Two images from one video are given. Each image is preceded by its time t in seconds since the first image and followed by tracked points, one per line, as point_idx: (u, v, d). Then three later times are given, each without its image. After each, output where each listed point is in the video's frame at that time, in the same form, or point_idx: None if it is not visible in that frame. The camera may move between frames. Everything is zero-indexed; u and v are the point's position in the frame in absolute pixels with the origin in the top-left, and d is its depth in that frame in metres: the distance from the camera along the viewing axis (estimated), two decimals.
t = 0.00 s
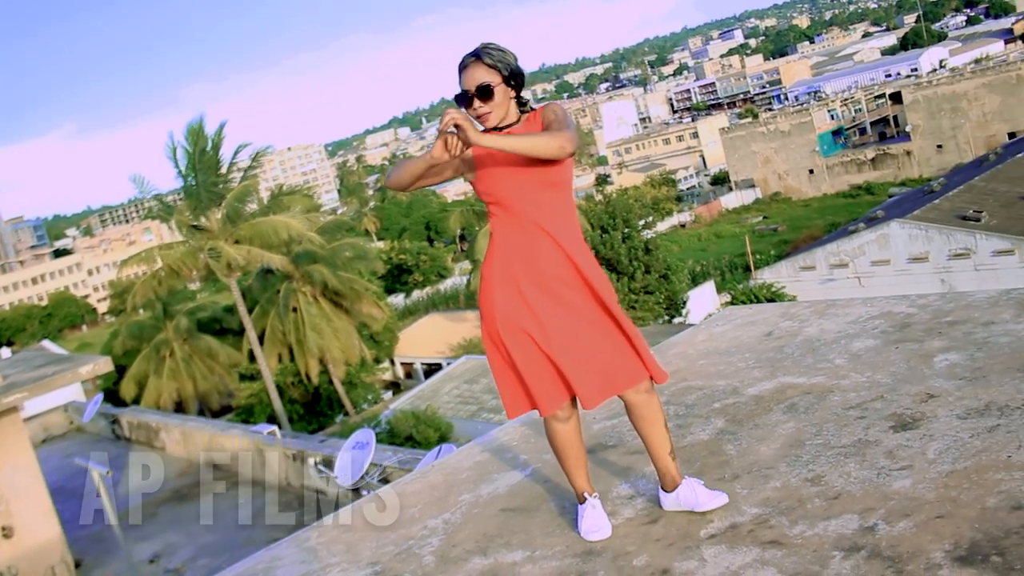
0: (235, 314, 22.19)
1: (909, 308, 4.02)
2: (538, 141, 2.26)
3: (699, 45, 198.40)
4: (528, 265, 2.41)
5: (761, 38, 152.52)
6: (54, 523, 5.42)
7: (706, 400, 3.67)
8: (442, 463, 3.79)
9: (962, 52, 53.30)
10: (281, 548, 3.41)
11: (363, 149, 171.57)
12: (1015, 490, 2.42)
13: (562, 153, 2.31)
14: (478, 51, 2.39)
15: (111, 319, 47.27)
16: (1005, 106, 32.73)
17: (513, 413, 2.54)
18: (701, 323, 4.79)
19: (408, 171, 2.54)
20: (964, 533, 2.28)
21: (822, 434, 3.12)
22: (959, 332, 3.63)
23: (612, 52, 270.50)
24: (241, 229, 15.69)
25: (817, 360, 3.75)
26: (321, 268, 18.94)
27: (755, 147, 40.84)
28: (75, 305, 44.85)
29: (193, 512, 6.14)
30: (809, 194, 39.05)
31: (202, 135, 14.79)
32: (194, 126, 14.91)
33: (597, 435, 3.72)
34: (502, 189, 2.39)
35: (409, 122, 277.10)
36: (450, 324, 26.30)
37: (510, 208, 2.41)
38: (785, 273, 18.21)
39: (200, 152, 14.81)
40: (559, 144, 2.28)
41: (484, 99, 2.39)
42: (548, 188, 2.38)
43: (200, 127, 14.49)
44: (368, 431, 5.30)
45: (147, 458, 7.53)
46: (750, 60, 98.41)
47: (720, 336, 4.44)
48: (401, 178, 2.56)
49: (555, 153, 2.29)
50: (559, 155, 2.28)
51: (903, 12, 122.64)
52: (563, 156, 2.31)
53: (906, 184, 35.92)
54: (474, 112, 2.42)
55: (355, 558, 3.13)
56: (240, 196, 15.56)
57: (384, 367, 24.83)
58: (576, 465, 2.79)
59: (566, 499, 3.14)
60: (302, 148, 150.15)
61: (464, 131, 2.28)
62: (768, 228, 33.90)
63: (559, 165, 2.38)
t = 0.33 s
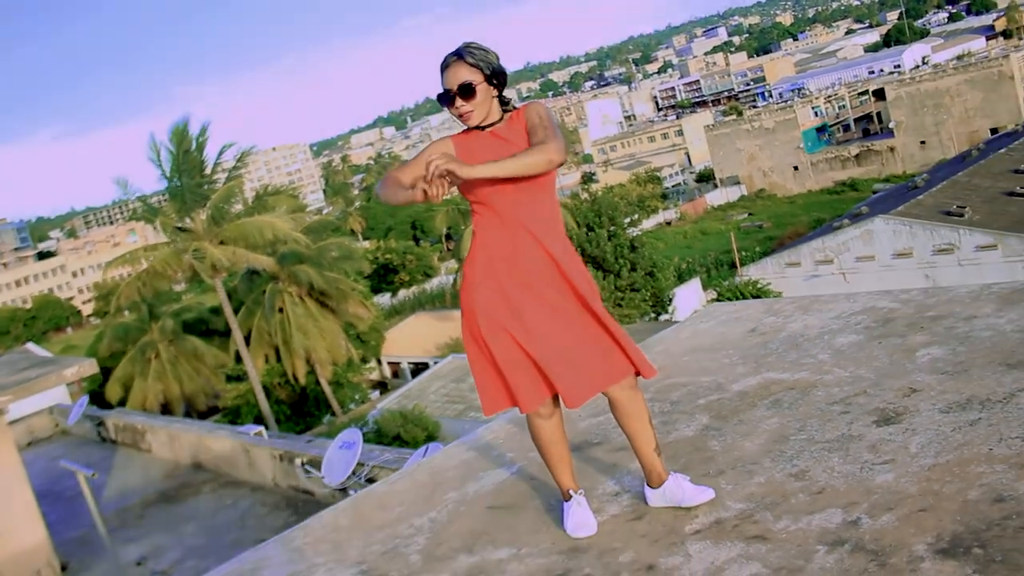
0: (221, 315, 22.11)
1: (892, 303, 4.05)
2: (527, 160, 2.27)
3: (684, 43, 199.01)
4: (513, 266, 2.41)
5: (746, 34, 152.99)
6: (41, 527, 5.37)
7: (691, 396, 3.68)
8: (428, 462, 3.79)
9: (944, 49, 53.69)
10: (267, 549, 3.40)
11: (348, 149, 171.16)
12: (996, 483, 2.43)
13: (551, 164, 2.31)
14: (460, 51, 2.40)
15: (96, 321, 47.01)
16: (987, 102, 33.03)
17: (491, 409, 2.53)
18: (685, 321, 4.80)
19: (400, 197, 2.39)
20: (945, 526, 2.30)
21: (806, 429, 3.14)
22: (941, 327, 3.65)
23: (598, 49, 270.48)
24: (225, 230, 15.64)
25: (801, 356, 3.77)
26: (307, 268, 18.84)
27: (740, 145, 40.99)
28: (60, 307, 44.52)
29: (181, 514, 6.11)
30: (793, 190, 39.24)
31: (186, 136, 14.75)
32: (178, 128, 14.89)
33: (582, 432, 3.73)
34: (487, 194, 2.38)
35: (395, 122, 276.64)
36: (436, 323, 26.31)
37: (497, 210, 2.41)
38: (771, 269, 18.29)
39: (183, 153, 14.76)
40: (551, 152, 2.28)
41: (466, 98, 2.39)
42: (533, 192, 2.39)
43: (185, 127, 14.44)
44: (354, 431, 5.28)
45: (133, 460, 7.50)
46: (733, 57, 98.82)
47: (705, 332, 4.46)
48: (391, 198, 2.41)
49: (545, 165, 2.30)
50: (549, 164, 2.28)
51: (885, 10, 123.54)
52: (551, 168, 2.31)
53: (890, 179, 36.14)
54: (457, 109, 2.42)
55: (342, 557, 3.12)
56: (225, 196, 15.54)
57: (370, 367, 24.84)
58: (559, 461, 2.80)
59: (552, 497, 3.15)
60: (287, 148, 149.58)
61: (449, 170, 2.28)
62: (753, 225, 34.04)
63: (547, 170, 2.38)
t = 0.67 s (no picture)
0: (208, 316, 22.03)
1: (877, 300, 4.07)
2: (513, 170, 2.30)
3: (669, 41, 199.45)
4: (496, 269, 2.41)
5: (731, 32, 153.15)
6: (26, 531, 5.32)
7: (675, 395, 3.70)
8: (414, 462, 3.79)
9: (928, 45, 53.98)
10: (255, 550, 3.40)
11: (334, 149, 170.70)
12: (977, 477, 2.46)
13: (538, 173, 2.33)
14: (444, 49, 2.41)
15: (82, 322, 46.73)
16: (970, 99, 33.24)
17: (472, 410, 2.53)
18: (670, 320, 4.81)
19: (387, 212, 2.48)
20: (928, 521, 2.31)
21: (791, 426, 3.15)
22: (924, 323, 3.68)
23: (584, 48, 270.68)
24: (210, 230, 15.59)
25: (787, 352, 3.78)
26: (292, 269, 18.83)
27: (725, 142, 41.10)
28: (45, 309, 44.25)
29: (168, 515, 6.08)
30: (778, 188, 39.37)
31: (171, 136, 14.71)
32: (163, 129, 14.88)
33: (569, 431, 3.73)
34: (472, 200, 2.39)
35: (381, 121, 276.03)
36: (424, 323, 26.29)
37: (482, 214, 2.42)
38: (757, 267, 18.34)
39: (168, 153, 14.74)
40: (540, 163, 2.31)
41: (450, 96, 2.38)
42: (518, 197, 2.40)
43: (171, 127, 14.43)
44: (341, 431, 5.26)
45: (120, 462, 7.47)
46: (718, 55, 99.02)
47: (690, 330, 4.47)
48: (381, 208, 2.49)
49: (530, 174, 2.31)
50: (536, 174, 2.31)
51: (869, 7, 124.10)
52: (537, 176, 2.33)
53: (875, 176, 36.32)
54: (441, 109, 2.42)
55: (329, 558, 3.12)
56: (210, 197, 15.48)
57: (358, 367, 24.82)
58: (544, 460, 2.80)
59: (537, 496, 3.15)
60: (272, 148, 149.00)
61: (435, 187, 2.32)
62: (739, 223, 34.13)
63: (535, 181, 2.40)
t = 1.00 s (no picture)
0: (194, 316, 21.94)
1: (861, 297, 4.10)
2: (499, 178, 2.32)
3: (655, 41, 199.73)
4: (478, 270, 2.42)
5: (717, 31, 153.39)
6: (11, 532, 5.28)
7: (660, 394, 3.71)
8: (401, 461, 3.79)
9: (913, 44, 54.26)
10: (241, 550, 3.39)
11: (319, 148, 169.98)
12: (960, 472, 2.48)
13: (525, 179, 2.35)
14: (429, 50, 2.41)
15: (67, 323, 46.42)
16: (954, 98, 33.43)
17: (453, 411, 2.54)
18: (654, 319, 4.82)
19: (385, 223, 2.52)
20: (911, 517, 2.33)
21: (774, 423, 3.18)
22: (908, 320, 3.69)
23: (571, 47, 270.66)
24: (195, 231, 15.54)
25: (772, 350, 3.81)
26: (278, 269, 18.78)
27: (711, 141, 41.20)
28: (28, 311, 43.89)
29: (155, 517, 6.06)
30: (764, 186, 39.49)
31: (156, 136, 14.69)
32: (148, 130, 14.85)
33: (555, 429, 3.74)
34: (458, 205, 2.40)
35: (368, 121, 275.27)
36: (410, 322, 26.28)
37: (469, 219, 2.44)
38: (743, 265, 18.39)
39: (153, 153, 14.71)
40: (525, 171, 2.33)
41: (436, 95, 2.38)
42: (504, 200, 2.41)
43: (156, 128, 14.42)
44: (328, 431, 5.26)
45: (105, 464, 7.44)
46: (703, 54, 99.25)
47: (675, 329, 4.49)
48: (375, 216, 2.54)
49: (514, 177, 2.33)
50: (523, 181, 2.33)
51: (854, 6, 124.60)
52: (523, 183, 2.34)
53: (860, 175, 36.49)
54: (426, 109, 2.41)
55: (315, 557, 3.12)
56: (195, 198, 15.43)
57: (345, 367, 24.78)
58: (530, 460, 2.81)
59: (523, 494, 3.16)
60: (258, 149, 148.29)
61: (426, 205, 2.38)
62: (724, 221, 34.23)
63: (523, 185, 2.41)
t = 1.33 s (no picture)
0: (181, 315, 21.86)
1: (845, 296, 4.12)
2: (483, 180, 2.33)
3: (643, 40, 199.81)
4: (461, 269, 2.43)
5: (704, 31, 153.60)
6: None
7: (645, 392, 3.71)
8: (385, 461, 3.78)
9: (899, 44, 54.52)
10: (224, 550, 3.37)
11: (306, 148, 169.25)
12: (941, 470, 2.49)
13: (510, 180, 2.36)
14: (416, 48, 2.42)
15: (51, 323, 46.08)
16: (939, 98, 33.62)
17: (434, 409, 2.54)
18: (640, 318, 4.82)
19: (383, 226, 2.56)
20: (893, 514, 2.35)
21: (758, 421, 3.19)
22: (891, 318, 3.71)
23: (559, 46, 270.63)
24: (181, 229, 15.46)
25: (756, 348, 3.82)
26: (265, 268, 18.71)
27: (698, 141, 41.30)
28: (13, 310, 43.53)
29: (140, 517, 6.03)
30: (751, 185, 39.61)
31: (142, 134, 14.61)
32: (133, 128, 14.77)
33: (539, 428, 3.74)
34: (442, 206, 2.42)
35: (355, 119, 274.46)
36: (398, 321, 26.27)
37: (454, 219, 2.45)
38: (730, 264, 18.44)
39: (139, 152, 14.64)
40: (509, 172, 2.34)
41: (422, 93, 2.37)
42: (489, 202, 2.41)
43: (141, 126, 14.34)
44: (313, 430, 5.25)
45: (90, 464, 7.40)
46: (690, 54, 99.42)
47: (660, 328, 4.50)
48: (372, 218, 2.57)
49: (498, 179, 2.33)
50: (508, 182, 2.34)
51: (840, 6, 124.89)
52: (508, 184, 2.35)
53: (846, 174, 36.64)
54: (413, 107, 2.41)
55: (300, 557, 3.11)
56: (181, 196, 15.35)
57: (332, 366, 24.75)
58: (514, 459, 2.81)
59: (509, 493, 3.16)
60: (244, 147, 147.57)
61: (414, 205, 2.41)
62: (711, 220, 34.31)
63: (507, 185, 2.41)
